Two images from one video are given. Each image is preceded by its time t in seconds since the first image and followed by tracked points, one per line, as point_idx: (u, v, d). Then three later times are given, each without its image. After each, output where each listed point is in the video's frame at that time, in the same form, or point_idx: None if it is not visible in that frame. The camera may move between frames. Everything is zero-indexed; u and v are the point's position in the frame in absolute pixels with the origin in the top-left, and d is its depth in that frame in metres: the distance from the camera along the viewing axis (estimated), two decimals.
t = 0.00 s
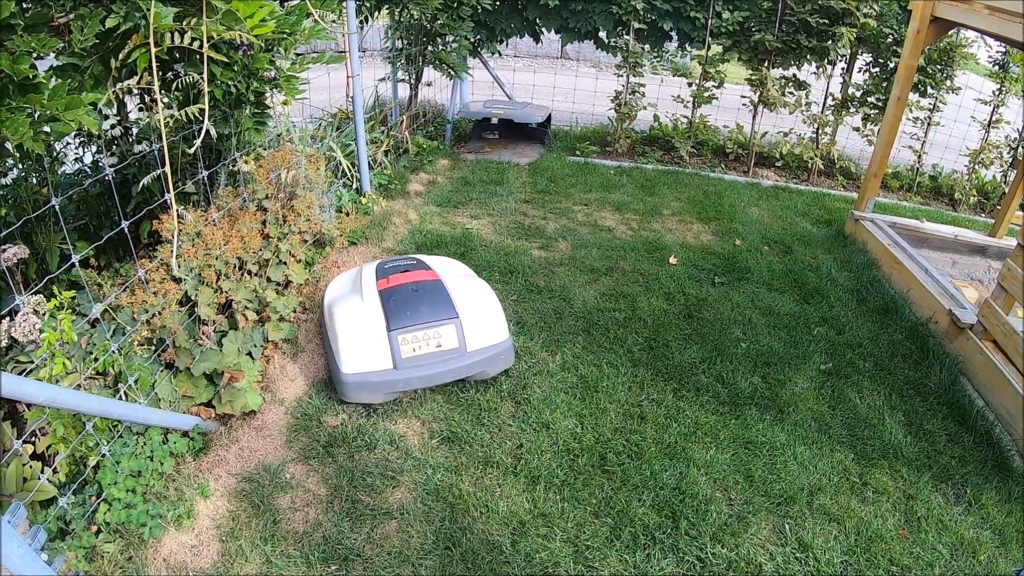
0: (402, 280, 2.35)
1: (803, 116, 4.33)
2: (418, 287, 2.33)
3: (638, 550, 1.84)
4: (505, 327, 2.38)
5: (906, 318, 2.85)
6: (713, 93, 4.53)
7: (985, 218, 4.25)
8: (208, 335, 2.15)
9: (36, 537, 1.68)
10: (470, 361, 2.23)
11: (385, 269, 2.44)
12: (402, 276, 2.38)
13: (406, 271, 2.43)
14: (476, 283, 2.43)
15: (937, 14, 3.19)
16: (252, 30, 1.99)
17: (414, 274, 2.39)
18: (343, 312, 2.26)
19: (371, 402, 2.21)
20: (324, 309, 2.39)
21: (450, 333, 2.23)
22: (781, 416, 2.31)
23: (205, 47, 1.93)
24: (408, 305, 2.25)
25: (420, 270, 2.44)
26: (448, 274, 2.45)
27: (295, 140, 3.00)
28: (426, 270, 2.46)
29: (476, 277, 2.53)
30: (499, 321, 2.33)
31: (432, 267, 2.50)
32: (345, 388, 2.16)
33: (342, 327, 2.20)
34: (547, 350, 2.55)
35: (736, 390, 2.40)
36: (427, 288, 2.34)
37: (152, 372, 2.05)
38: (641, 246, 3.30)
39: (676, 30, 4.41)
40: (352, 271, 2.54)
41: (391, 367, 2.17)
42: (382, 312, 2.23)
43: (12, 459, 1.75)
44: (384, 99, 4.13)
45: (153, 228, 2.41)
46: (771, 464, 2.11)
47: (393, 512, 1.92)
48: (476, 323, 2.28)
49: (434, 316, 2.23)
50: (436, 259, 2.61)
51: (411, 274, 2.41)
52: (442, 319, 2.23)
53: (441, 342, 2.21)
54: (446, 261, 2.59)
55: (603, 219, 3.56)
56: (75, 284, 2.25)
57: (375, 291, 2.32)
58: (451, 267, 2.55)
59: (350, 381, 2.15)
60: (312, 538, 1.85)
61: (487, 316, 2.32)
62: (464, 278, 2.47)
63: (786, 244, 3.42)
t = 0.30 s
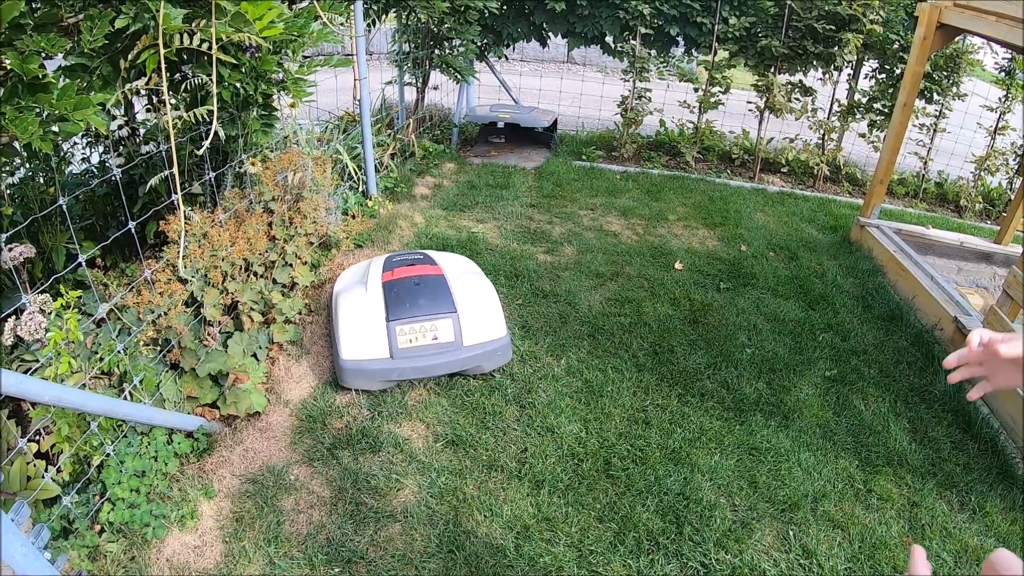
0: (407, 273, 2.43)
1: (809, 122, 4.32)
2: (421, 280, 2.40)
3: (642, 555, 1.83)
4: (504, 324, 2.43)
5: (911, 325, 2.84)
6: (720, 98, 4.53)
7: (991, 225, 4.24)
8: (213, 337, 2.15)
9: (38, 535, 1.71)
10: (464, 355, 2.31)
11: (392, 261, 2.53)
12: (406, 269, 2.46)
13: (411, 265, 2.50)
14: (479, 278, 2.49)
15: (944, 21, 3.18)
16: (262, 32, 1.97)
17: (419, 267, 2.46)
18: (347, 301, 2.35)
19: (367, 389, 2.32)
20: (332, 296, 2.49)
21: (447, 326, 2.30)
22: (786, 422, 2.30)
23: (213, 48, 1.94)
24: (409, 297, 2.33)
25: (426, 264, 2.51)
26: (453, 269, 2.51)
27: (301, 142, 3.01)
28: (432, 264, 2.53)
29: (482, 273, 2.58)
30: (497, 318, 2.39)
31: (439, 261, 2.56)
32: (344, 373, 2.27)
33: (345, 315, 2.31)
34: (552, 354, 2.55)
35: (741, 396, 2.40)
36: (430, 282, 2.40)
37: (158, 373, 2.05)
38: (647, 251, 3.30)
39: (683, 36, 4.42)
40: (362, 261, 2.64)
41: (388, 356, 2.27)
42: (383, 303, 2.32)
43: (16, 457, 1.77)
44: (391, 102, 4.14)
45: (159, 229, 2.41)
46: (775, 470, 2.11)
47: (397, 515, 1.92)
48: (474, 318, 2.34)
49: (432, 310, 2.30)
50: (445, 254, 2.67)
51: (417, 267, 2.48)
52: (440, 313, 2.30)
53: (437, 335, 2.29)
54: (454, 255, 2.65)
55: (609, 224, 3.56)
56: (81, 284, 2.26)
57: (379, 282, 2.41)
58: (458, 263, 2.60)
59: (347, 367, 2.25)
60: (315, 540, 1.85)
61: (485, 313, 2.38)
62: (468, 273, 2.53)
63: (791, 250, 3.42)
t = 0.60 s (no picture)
0: (412, 268, 2.49)
1: (816, 127, 4.31)
2: (425, 276, 2.46)
3: (646, 561, 1.83)
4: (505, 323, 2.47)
5: (917, 332, 2.83)
6: (727, 103, 4.53)
7: (999, 232, 4.22)
8: (219, 337, 2.15)
9: (43, 534, 1.69)
10: (461, 351, 2.35)
11: (402, 256, 2.60)
12: (413, 264, 2.52)
13: (419, 260, 2.56)
14: (483, 277, 2.53)
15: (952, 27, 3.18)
16: (271, 35, 1.97)
17: (425, 263, 2.52)
18: (353, 292, 2.43)
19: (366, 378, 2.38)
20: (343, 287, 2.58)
21: (446, 322, 2.35)
22: (791, 429, 2.29)
23: (222, 49, 1.94)
24: (412, 291, 2.39)
25: (433, 260, 2.56)
26: (459, 267, 2.56)
27: (309, 144, 3.01)
28: (439, 261, 2.58)
29: (489, 272, 2.62)
30: (497, 317, 2.43)
31: (447, 259, 2.62)
32: (344, 361, 2.34)
33: (350, 304, 2.39)
34: (558, 359, 2.55)
35: (747, 403, 2.39)
36: (434, 278, 2.46)
37: (164, 373, 2.05)
38: (653, 256, 3.29)
39: (691, 40, 4.42)
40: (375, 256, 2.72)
41: (387, 346, 2.33)
42: (387, 295, 2.39)
43: (21, 456, 1.77)
44: (398, 105, 4.15)
45: (166, 229, 2.41)
46: (780, 477, 2.10)
47: (401, 518, 1.91)
48: (473, 315, 2.39)
49: (433, 305, 2.36)
50: (455, 252, 2.73)
51: (424, 263, 2.54)
52: (440, 307, 2.35)
53: (435, 329, 2.34)
54: (463, 254, 2.70)
55: (615, 229, 3.56)
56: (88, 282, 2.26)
57: (386, 275, 2.48)
58: (466, 261, 2.65)
59: (348, 355, 2.32)
60: (319, 542, 1.84)
61: (485, 311, 2.42)
62: (474, 271, 2.57)
63: (798, 256, 3.41)
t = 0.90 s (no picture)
0: (423, 261, 2.54)
1: (825, 131, 4.30)
2: (434, 268, 2.50)
3: (651, 567, 1.82)
4: (509, 319, 2.48)
5: (926, 338, 2.81)
6: (736, 107, 4.51)
7: (1008, 238, 4.19)
8: (226, 338, 2.15)
9: (48, 533, 1.68)
10: (462, 342, 2.38)
11: (417, 248, 2.65)
12: (425, 257, 2.57)
13: (432, 253, 2.61)
14: (493, 273, 2.55)
15: (962, 32, 3.16)
16: (279, 36, 1.96)
17: (436, 256, 2.56)
18: (364, 280, 2.51)
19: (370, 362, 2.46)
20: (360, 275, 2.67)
21: (449, 313, 2.38)
22: (798, 434, 2.28)
23: (231, 51, 1.94)
24: (418, 282, 2.44)
25: (445, 254, 2.60)
26: (470, 261, 2.58)
27: (317, 146, 3.02)
28: (452, 255, 2.62)
29: (502, 269, 2.64)
30: (501, 312, 2.45)
31: (460, 253, 2.65)
32: (351, 345, 2.42)
33: (360, 291, 2.46)
34: (565, 362, 2.54)
35: (754, 408, 2.38)
36: (443, 271, 2.49)
37: (171, 373, 2.05)
38: (661, 260, 3.29)
39: (699, 44, 4.41)
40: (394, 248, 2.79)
41: (390, 333, 2.39)
42: (395, 284, 2.45)
43: (27, 455, 1.76)
44: (407, 107, 4.16)
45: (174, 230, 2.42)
46: (787, 483, 2.09)
47: (407, 521, 1.91)
48: (477, 309, 2.42)
49: (437, 296, 2.39)
50: (471, 248, 2.75)
51: (435, 256, 2.58)
52: (444, 299, 2.39)
53: (438, 319, 2.38)
54: (478, 250, 2.72)
55: (623, 232, 3.55)
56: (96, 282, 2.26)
57: (397, 265, 2.54)
58: (480, 257, 2.68)
59: (354, 339, 2.40)
60: (324, 544, 1.84)
61: (490, 305, 2.44)
62: (485, 267, 2.60)
63: (806, 261, 3.39)
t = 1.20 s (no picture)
0: (434, 253, 2.56)
1: (833, 132, 4.27)
2: (443, 261, 2.52)
3: (656, 570, 1.80)
4: (514, 314, 2.48)
5: (934, 340, 2.79)
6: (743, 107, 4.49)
7: (1017, 239, 4.16)
8: (232, 338, 2.14)
9: (52, 533, 1.67)
10: (464, 333, 2.40)
11: (432, 241, 2.69)
12: (437, 249, 2.60)
13: (444, 247, 2.63)
14: (502, 269, 2.55)
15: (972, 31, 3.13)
16: (285, 36, 1.94)
17: (447, 250, 2.58)
18: (376, 268, 2.56)
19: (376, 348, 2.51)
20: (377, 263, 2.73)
21: (453, 304, 2.40)
22: (806, 437, 2.26)
23: (235, 51, 1.93)
24: (426, 272, 2.47)
25: (457, 248, 2.62)
26: (480, 257, 2.59)
27: (324, 145, 3.01)
28: (464, 250, 2.63)
29: (513, 266, 2.65)
30: (505, 307, 2.46)
31: (473, 248, 2.66)
32: (358, 329, 2.48)
33: (370, 278, 2.51)
34: (572, 364, 2.53)
35: (761, 410, 2.36)
36: (451, 264, 2.51)
37: (176, 373, 2.05)
38: (668, 261, 3.27)
39: (707, 43, 4.39)
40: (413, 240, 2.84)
41: (394, 320, 2.43)
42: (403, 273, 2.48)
43: (32, 454, 1.76)
44: (414, 108, 4.16)
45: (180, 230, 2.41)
46: (794, 486, 2.07)
47: (411, 523, 1.90)
48: (482, 302, 2.43)
49: (443, 287, 2.41)
50: (487, 246, 2.76)
51: (447, 250, 2.60)
52: (449, 291, 2.41)
53: (441, 310, 2.40)
54: (493, 246, 2.72)
55: (630, 233, 3.53)
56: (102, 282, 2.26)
57: (409, 256, 2.58)
58: (493, 254, 2.69)
59: (361, 323, 2.46)
60: (328, 546, 1.83)
61: (495, 299, 2.45)
62: (495, 262, 2.60)
63: (814, 262, 3.37)
